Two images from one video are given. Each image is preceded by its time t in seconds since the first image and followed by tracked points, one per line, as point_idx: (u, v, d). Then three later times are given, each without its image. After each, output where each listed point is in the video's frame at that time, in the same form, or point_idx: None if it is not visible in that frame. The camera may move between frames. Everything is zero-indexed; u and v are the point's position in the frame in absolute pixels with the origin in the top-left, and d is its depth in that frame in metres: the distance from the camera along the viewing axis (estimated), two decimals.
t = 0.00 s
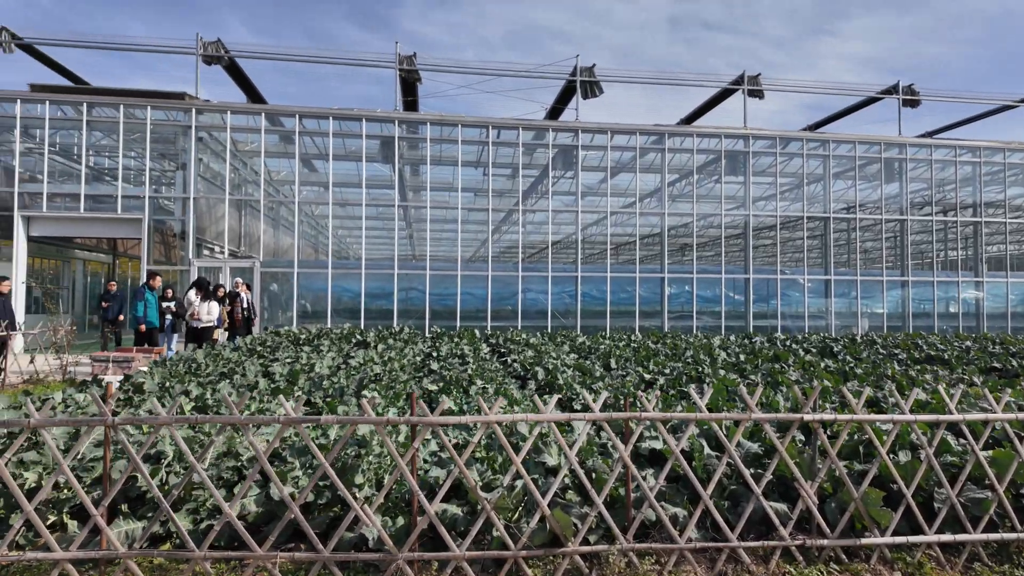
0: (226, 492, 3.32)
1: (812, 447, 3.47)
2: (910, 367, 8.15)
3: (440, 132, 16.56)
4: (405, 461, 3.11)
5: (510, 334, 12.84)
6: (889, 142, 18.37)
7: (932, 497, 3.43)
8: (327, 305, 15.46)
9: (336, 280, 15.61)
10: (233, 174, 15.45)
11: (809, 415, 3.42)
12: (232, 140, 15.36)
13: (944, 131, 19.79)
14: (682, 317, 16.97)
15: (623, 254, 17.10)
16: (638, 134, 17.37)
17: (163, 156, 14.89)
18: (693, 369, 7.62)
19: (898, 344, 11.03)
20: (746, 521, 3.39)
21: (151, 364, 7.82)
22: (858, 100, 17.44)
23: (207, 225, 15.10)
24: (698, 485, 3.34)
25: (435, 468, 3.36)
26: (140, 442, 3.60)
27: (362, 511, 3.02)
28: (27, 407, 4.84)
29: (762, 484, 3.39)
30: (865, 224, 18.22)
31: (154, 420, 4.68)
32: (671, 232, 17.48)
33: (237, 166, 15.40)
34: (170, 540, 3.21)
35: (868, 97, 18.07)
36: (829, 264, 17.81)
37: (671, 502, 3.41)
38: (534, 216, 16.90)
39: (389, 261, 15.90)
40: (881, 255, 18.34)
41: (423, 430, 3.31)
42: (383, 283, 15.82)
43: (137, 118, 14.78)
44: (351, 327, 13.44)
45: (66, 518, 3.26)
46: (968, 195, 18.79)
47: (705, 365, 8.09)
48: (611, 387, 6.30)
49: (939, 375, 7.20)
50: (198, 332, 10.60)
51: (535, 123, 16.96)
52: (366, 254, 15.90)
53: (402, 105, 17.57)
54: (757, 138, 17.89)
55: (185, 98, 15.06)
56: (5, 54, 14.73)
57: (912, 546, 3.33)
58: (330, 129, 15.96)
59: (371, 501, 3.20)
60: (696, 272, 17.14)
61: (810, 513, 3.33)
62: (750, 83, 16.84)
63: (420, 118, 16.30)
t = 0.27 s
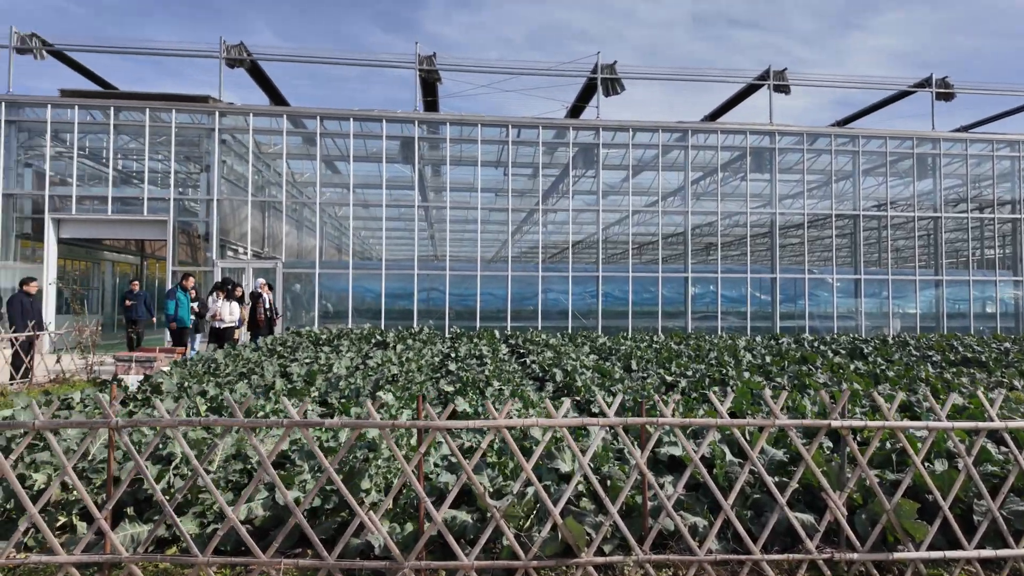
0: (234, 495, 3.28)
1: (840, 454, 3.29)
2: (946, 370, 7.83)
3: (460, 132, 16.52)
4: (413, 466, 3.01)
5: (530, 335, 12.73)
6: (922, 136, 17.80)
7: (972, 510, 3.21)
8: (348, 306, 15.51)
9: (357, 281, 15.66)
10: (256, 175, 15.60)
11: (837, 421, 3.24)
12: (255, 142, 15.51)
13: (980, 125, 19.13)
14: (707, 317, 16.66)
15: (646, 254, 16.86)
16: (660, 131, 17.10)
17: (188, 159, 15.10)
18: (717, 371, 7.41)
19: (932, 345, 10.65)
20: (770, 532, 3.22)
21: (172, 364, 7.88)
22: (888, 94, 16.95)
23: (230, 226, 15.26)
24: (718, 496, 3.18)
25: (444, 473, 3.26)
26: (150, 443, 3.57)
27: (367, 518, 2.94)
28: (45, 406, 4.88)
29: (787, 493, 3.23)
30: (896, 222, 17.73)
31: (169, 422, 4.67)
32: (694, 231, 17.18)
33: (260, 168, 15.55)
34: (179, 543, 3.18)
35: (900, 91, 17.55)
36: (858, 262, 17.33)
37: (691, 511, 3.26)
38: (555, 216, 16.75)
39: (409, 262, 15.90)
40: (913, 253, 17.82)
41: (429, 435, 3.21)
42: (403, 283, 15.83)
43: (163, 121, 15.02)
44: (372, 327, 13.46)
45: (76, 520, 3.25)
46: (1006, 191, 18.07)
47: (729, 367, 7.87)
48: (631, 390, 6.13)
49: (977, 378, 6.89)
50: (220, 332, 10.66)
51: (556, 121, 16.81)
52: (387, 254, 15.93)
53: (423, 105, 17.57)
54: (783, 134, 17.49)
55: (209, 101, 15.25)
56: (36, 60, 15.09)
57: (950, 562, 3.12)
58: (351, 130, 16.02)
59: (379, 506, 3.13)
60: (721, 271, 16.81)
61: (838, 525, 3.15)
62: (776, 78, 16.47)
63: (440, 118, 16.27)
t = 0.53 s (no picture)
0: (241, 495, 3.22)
1: (871, 459, 3.11)
2: (982, 372, 7.51)
3: (479, 130, 16.44)
4: (419, 468, 2.92)
5: (549, 334, 12.61)
6: (955, 130, 17.24)
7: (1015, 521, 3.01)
8: (366, 305, 15.54)
9: (376, 280, 15.68)
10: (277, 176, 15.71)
11: (868, 425, 3.06)
12: (277, 143, 15.63)
13: (1017, 117, 18.46)
14: (730, 317, 16.35)
15: (668, 253, 16.60)
16: (682, 127, 16.83)
17: (210, 159, 15.26)
18: (741, 372, 7.20)
19: (967, 346, 10.27)
20: (796, 542, 3.06)
21: (191, 362, 7.91)
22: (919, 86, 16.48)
23: (252, 226, 15.39)
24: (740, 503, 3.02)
25: (454, 475, 3.17)
26: (159, 442, 3.53)
27: (373, 522, 2.85)
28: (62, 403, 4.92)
29: (814, 501, 3.06)
30: (928, 218, 17.28)
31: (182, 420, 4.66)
32: (717, 230, 16.88)
33: (281, 168, 15.65)
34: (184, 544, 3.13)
35: (931, 83, 17.03)
36: (888, 260, 16.87)
37: (712, 518, 3.11)
38: (575, 214, 16.58)
39: (428, 261, 15.87)
40: (946, 251, 17.31)
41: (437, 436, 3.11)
42: (422, 283, 15.81)
43: (186, 122, 15.21)
44: (391, 327, 13.44)
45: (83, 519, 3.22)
46: None
47: (753, 367, 7.66)
48: (651, 391, 5.96)
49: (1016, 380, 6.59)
50: (238, 330, 10.66)
51: (576, 119, 16.64)
52: (405, 254, 15.93)
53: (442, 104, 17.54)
54: (809, 129, 17.08)
55: (231, 101, 15.40)
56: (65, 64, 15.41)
57: None
58: (370, 130, 16.05)
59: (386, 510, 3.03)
60: (744, 270, 16.48)
61: (868, 534, 2.98)
62: (802, 72, 16.10)
63: (459, 116, 16.22)
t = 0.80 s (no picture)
0: (237, 499, 3.13)
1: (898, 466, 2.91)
2: (1011, 372, 7.23)
3: (491, 127, 16.29)
4: (417, 472, 2.80)
5: (562, 332, 12.45)
6: (981, 123, 16.76)
7: None
8: (378, 303, 15.50)
9: (388, 278, 15.62)
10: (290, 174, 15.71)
11: (895, 429, 2.87)
12: (290, 141, 15.63)
13: None
14: (747, 315, 16.07)
15: (683, 251, 16.36)
16: (697, 123, 16.56)
17: (223, 158, 15.30)
18: (758, 371, 6.99)
19: (993, 345, 9.94)
20: (818, 553, 2.88)
21: (200, 360, 7.88)
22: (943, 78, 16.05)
23: (264, 224, 15.39)
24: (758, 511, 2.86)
25: (457, 478, 3.04)
26: (157, 443, 3.46)
27: (369, 528, 2.73)
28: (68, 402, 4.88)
29: (836, 509, 2.89)
30: (952, 215, 16.80)
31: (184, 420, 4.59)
32: (734, 227, 16.59)
33: (293, 166, 15.63)
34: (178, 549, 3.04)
35: (955, 76, 16.57)
36: (910, 258, 16.47)
37: (728, 527, 2.94)
38: (589, 212, 16.38)
39: (439, 259, 15.78)
40: (970, 249, 16.87)
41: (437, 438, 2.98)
42: (434, 282, 15.73)
43: (199, 120, 15.26)
44: (403, 325, 13.36)
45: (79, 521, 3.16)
46: None
47: (771, 367, 7.45)
48: (665, 391, 5.79)
49: None
50: (246, 329, 10.59)
51: (590, 114, 16.43)
52: (417, 252, 15.86)
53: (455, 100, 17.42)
54: (828, 123, 16.71)
55: (244, 100, 15.42)
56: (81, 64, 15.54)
57: None
58: (382, 127, 15.99)
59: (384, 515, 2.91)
60: (762, 268, 16.17)
61: (895, 546, 2.79)
62: (821, 65, 15.75)
63: (471, 113, 16.09)
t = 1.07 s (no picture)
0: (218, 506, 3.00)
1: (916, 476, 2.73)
2: None
3: (496, 124, 16.13)
4: (403, 480, 2.66)
5: (567, 332, 12.28)
6: (996, 117, 16.40)
7: None
8: (382, 302, 15.40)
9: (392, 277, 15.51)
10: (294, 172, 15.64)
11: (912, 436, 2.69)
12: (295, 139, 15.55)
13: None
14: (756, 314, 15.82)
15: (691, 249, 16.14)
16: (705, 118, 16.32)
17: (227, 156, 15.23)
18: (766, 372, 6.80)
19: (1010, 345, 9.67)
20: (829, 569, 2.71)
21: (198, 360, 7.79)
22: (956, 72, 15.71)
23: (269, 223, 15.31)
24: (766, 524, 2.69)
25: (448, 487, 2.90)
26: (140, 447, 3.35)
27: (351, 540, 2.59)
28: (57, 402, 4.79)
29: (849, 521, 2.72)
30: (966, 212, 16.47)
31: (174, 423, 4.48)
32: (742, 225, 16.35)
33: (298, 164, 15.55)
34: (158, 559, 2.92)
35: (969, 69, 16.24)
36: (923, 255, 16.17)
37: (733, 539, 2.77)
38: (595, 210, 16.20)
39: (443, 258, 15.64)
40: (985, 247, 16.53)
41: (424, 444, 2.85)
42: (438, 281, 15.61)
43: (203, 119, 15.19)
44: (406, 323, 13.23)
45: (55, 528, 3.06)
46: None
47: (780, 367, 7.25)
48: (670, 393, 5.62)
49: None
50: (247, 329, 10.49)
51: (596, 111, 16.23)
52: (421, 251, 15.73)
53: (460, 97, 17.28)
54: (839, 118, 16.42)
55: (248, 97, 15.35)
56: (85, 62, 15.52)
57: None
58: (386, 125, 15.87)
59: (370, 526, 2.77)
60: (772, 266, 15.92)
61: (913, 561, 2.61)
62: (832, 59, 15.46)
63: (476, 110, 15.93)
